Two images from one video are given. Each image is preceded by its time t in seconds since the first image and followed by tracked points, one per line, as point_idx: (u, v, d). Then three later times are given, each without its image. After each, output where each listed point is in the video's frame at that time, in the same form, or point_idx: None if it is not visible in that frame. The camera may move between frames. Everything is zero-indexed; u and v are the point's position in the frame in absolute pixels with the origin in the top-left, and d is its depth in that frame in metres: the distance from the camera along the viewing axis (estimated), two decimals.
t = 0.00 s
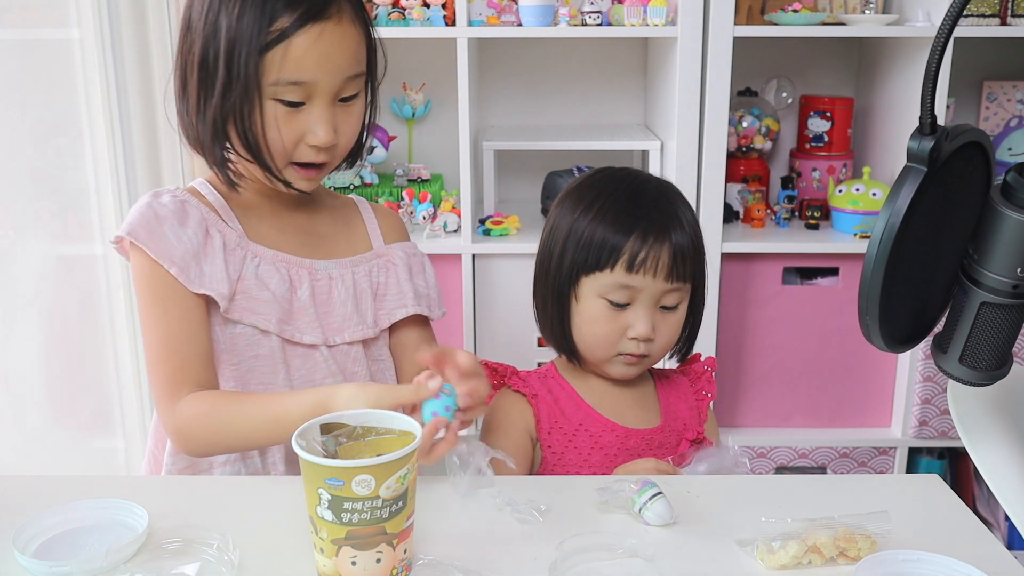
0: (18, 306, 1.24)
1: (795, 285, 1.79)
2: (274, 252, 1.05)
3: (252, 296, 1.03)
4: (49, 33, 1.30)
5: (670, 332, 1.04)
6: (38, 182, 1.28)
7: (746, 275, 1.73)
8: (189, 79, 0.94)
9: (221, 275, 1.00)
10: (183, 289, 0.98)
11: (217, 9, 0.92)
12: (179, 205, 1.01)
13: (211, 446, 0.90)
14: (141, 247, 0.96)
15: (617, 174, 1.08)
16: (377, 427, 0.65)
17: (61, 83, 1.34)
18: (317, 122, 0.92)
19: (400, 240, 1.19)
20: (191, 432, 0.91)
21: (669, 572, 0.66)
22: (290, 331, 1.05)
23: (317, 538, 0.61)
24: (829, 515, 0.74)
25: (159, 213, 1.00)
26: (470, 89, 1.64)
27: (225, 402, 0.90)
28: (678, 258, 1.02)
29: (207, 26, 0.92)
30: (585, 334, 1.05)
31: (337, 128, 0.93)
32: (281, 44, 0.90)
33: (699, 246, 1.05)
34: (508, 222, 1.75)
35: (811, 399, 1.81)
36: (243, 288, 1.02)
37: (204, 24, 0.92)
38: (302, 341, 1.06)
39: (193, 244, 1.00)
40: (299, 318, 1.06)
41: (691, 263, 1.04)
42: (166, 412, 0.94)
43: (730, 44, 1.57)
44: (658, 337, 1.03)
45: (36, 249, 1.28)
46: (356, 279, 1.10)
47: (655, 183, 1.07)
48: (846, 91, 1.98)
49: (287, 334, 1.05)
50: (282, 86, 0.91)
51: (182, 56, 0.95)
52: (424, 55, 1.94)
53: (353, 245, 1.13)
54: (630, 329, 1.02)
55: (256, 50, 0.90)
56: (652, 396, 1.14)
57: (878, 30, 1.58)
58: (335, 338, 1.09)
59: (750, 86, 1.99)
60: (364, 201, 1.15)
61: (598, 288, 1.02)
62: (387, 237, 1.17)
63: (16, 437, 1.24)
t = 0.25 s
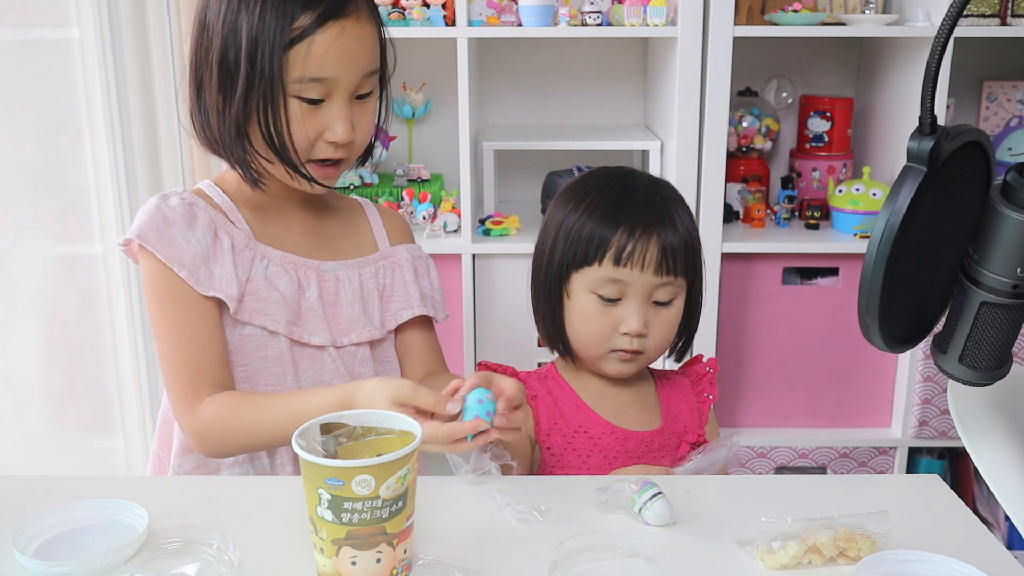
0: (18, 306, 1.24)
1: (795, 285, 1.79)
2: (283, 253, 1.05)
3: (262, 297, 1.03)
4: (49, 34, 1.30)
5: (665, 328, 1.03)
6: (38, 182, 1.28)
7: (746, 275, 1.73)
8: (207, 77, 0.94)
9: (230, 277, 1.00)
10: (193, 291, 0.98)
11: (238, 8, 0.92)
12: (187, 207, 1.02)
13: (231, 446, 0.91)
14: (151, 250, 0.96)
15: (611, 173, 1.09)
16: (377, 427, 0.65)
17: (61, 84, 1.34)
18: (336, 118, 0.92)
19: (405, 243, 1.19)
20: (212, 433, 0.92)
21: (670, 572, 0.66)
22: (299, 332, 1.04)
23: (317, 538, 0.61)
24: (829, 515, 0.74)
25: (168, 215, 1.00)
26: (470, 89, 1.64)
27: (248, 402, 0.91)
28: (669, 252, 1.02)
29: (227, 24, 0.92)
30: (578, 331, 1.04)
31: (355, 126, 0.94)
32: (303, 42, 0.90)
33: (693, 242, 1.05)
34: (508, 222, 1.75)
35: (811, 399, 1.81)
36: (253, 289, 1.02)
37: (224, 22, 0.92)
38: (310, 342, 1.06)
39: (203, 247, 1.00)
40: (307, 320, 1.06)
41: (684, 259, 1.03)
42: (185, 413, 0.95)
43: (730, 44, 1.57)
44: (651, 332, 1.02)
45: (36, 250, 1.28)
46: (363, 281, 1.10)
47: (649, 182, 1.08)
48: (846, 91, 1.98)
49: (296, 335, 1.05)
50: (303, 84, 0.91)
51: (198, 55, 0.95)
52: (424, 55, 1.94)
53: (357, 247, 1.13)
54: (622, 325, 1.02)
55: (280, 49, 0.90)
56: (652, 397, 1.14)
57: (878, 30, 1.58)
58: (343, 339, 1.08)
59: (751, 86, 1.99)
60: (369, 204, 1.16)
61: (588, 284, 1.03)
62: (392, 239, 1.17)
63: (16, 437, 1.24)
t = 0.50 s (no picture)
0: (18, 306, 1.24)
1: (795, 285, 1.79)
2: (284, 255, 1.05)
3: (263, 299, 1.03)
4: (49, 34, 1.30)
5: (654, 329, 1.03)
6: (38, 182, 1.28)
7: (747, 275, 1.73)
8: (214, 79, 0.94)
9: (232, 280, 1.00)
10: (194, 295, 0.98)
11: (248, 11, 0.92)
12: (189, 211, 1.02)
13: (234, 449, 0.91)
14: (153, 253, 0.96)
15: (611, 174, 1.09)
16: (377, 427, 0.65)
17: (61, 84, 1.34)
18: (344, 121, 0.92)
19: (405, 242, 1.19)
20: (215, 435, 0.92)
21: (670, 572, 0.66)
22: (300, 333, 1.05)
23: (317, 538, 0.61)
24: (829, 515, 0.74)
25: (170, 219, 1.00)
26: (470, 89, 1.64)
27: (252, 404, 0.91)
28: (658, 252, 1.01)
29: (237, 26, 0.92)
30: (569, 329, 1.05)
31: (360, 127, 0.94)
32: (314, 45, 0.90)
33: (687, 243, 1.04)
34: (508, 222, 1.75)
35: (811, 399, 1.81)
36: (255, 291, 1.02)
37: (234, 25, 0.92)
38: (313, 343, 1.06)
39: (204, 250, 1.00)
40: (309, 321, 1.07)
41: (676, 258, 1.03)
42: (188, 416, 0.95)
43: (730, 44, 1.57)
44: (638, 332, 1.02)
45: (36, 249, 1.28)
46: (364, 281, 1.10)
47: (648, 182, 1.08)
48: (846, 91, 1.98)
49: (298, 336, 1.05)
50: (313, 87, 0.91)
51: (204, 56, 0.94)
52: (424, 55, 1.94)
53: (359, 247, 1.13)
54: (607, 324, 1.02)
55: (291, 52, 0.90)
56: (655, 397, 1.14)
57: (878, 30, 1.58)
58: (345, 339, 1.08)
59: (751, 86, 1.98)
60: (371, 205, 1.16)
61: (576, 282, 1.03)
62: (393, 238, 1.17)
63: (16, 436, 1.24)
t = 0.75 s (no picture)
0: (18, 305, 1.24)
1: (795, 285, 1.79)
2: (280, 256, 1.05)
3: (260, 300, 1.03)
4: (49, 34, 1.30)
5: (622, 316, 1.03)
6: (38, 182, 1.28)
7: (747, 275, 1.73)
8: (210, 79, 0.94)
9: (227, 283, 1.00)
10: (189, 298, 0.98)
11: (244, 10, 0.92)
12: (183, 213, 1.01)
13: (232, 450, 0.92)
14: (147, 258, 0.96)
15: (621, 171, 1.11)
16: (377, 427, 0.65)
17: (61, 84, 1.34)
18: (339, 120, 0.92)
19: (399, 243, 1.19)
20: (214, 437, 0.93)
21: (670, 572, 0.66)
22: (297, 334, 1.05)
23: (317, 538, 0.61)
24: (829, 515, 0.74)
25: (163, 222, 1.00)
26: (470, 89, 1.64)
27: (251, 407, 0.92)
28: (628, 236, 1.03)
29: (233, 26, 0.92)
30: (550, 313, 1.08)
31: (356, 125, 0.94)
32: (310, 45, 0.90)
33: (666, 233, 1.04)
34: (508, 222, 1.75)
35: (811, 399, 1.81)
36: (250, 293, 1.02)
37: (229, 25, 0.92)
38: (308, 344, 1.06)
39: (199, 253, 1.00)
40: (304, 321, 1.06)
41: (656, 249, 1.03)
42: (186, 418, 0.95)
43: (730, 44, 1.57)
44: (604, 316, 1.03)
45: (36, 250, 1.28)
46: (359, 281, 1.10)
47: (652, 179, 1.09)
48: (846, 91, 1.98)
49: (293, 337, 1.05)
50: (307, 86, 0.91)
51: (200, 56, 0.94)
52: (424, 55, 1.94)
53: (354, 246, 1.13)
54: (575, 305, 1.04)
55: (287, 52, 0.90)
56: (663, 399, 1.14)
57: (878, 30, 1.58)
58: (340, 340, 1.08)
59: (751, 86, 1.98)
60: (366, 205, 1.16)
61: (557, 264, 1.07)
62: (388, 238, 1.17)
63: (16, 436, 1.24)
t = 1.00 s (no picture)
0: (18, 306, 1.24)
1: (795, 285, 1.79)
2: (277, 257, 1.05)
3: (259, 301, 1.03)
4: (49, 33, 1.30)
5: (610, 310, 1.03)
6: (38, 182, 1.29)
7: (747, 275, 1.73)
8: (201, 81, 0.93)
9: (228, 284, 1.00)
10: (191, 300, 0.98)
11: (236, 9, 0.91)
12: (180, 216, 1.01)
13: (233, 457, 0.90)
14: (147, 261, 0.96)
15: (621, 170, 1.12)
16: (377, 427, 0.65)
17: (61, 84, 1.34)
18: (332, 121, 0.92)
19: (393, 242, 1.19)
20: (213, 439, 0.91)
21: (670, 573, 0.66)
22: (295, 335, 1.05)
23: (317, 538, 0.61)
24: (829, 515, 0.74)
25: (161, 225, 0.99)
26: (469, 89, 1.64)
27: (253, 411, 0.90)
28: (620, 230, 1.03)
29: (225, 27, 0.92)
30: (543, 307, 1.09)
31: (348, 125, 0.94)
32: (304, 45, 0.90)
33: (658, 229, 1.04)
34: (508, 222, 1.75)
35: (811, 399, 1.81)
36: (250, 294, 1.02)
37: (221, 26, 0.92)
38: (305, 344, 1.06)
39: (199, 255, 0.99)
40: (302, 322, 1.07)
41: (646, 244, 1.04)
42: (188, 417, 0.94)
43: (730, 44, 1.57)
44: (592, 309, 1.03)
45: (36, 250, 1.28)
46: (355, 281, 1.11)
47: (649, 177, 1.10)
48: (846, 91, 1.98)
49: (292, 338, 1.05)
50: (301, 86, 0.91)
51: (191, 58, 0.94)
52: (424, 55, 1.94)
53: (349, 246, 1.13)
54: (564, 298, 1.05)
55: (281, 52, 0.90)
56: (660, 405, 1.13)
57: (878, 30, 1.58)
58: (337, 340, 1.09)
59: (751, 86, 1.98)
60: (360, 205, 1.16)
61: (551, 258, 1.08)
62: (382, 239, 1.18)
63: (16, 436, 1.24)
